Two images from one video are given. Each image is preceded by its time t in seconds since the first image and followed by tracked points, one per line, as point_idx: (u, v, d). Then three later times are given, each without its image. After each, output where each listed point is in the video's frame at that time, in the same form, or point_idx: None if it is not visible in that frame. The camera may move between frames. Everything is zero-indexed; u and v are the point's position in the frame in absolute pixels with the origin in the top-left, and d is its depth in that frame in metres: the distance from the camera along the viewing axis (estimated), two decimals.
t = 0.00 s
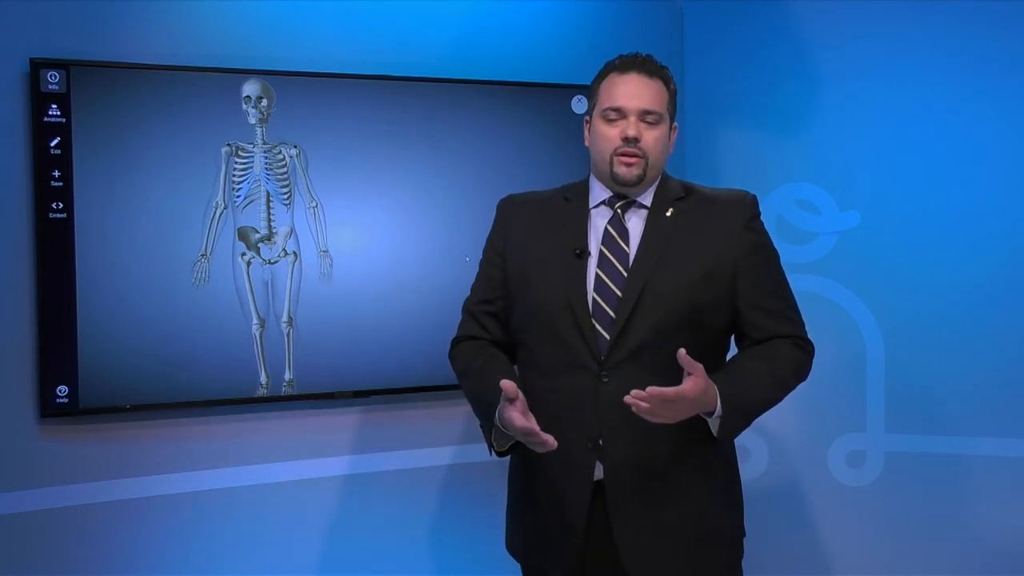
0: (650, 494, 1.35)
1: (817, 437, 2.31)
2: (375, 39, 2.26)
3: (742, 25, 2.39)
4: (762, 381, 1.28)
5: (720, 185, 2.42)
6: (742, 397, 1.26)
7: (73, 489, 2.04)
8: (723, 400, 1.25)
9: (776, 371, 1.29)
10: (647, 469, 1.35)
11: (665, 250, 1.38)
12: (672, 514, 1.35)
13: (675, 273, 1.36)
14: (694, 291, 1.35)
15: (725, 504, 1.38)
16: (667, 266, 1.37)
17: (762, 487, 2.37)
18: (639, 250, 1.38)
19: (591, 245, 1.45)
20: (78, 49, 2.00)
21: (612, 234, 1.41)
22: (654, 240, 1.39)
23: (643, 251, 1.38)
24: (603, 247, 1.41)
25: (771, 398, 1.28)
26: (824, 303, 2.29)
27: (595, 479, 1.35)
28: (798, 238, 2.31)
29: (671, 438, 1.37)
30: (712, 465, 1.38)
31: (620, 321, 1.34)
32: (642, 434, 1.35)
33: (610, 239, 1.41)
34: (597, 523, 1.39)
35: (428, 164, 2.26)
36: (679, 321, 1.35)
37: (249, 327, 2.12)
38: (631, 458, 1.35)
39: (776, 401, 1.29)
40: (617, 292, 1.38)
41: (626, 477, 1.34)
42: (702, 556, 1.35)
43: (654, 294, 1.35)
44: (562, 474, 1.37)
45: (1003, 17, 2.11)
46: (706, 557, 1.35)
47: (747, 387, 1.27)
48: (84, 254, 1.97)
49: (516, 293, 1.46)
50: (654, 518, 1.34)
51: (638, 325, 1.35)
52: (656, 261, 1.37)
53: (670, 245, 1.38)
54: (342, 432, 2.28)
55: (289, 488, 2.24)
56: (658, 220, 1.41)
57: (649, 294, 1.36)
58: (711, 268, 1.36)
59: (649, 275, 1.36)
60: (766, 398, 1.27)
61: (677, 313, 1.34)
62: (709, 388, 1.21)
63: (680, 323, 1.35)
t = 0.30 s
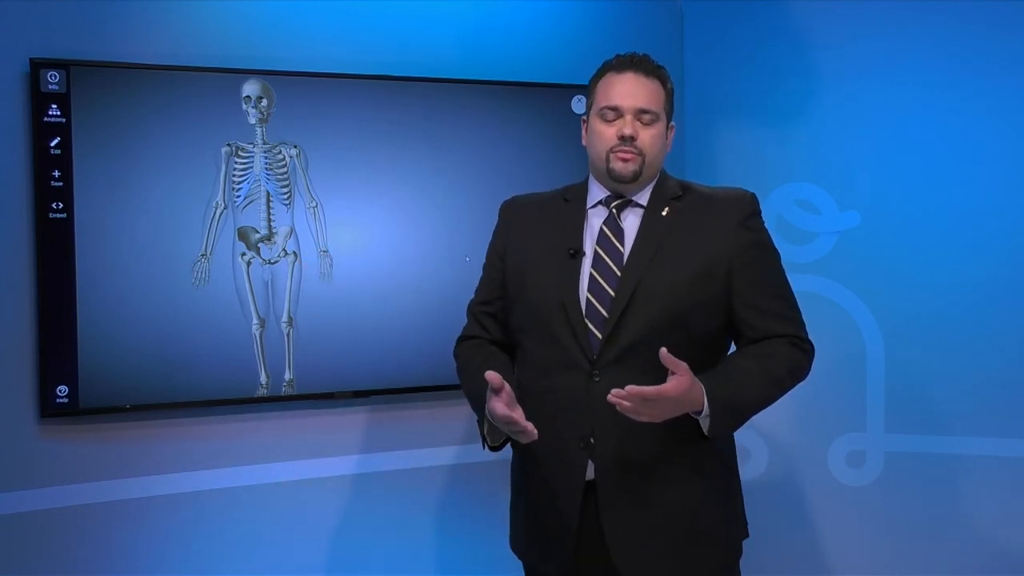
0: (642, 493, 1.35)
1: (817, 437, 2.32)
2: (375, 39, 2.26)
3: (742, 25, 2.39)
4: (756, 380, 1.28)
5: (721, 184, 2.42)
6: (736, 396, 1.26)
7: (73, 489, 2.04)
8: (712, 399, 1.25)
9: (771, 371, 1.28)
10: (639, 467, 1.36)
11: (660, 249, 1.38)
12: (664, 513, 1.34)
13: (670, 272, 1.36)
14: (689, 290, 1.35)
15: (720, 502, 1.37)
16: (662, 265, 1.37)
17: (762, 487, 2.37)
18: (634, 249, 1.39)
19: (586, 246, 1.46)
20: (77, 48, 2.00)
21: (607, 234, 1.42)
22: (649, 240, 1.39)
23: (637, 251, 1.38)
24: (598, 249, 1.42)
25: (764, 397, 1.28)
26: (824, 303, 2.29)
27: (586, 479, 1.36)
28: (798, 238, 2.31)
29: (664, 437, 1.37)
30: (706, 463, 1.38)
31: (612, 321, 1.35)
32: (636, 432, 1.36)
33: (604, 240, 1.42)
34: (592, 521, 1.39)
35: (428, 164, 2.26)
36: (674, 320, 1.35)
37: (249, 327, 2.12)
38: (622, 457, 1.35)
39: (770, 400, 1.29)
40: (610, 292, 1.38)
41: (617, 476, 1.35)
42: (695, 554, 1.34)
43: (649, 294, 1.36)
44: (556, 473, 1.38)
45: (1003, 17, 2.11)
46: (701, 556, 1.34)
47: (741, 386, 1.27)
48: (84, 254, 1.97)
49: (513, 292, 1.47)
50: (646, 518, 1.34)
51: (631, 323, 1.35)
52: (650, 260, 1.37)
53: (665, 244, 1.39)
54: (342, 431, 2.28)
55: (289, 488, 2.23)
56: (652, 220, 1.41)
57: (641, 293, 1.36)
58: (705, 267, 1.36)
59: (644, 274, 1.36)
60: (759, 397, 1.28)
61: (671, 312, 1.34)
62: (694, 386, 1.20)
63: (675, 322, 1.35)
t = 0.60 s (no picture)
0: (630, 493, 1.36)
1: (817, 437, 2.32)
2: (374, 39, 2.26)
3: (742, 25, 2.39)
4: (748, 381, 1.28)
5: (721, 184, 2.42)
6: (727, 396, 1.27)
7: (73, 489, 2.04)
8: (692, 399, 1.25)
9: (764, 372, 1.28)
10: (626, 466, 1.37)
11: (655, 248, 1.38)
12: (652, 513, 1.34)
13: (664, 271, 1.37)
14: (683, 289, 1.35)
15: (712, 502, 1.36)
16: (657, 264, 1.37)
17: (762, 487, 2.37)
18: (628, 248, 1.39)
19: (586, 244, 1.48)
20: (78, 48, 2.00)
21: (603, 234, 1.44)
22: (644, 239, 1.39)
23: (632, 250, 1.39)
24: (595, 248, 1.44)
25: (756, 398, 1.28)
26: (824, 303, 2.29)
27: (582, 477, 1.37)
28: (797, 238, 2.31)
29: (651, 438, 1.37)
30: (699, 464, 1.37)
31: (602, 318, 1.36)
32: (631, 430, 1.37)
33: (600, 239, 1.44)
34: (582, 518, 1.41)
35: (428, 164, 2.27)
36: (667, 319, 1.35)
37: (249, 327, 2.12)
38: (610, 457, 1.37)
39: (762, 400, 1.29)
40: (603, 290, 1.39)
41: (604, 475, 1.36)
42: (685, 555, 1.34)
43: (643, 293, 1.36)
44: (546, 470, 1.41)
45: (1003, 17, 2.11)
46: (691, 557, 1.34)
47: (733, 386, 1.27)
48: (84, 254, 1.97)
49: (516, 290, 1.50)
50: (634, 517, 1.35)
51: (624, 322, 1.36)
52: (645, 259, 1.38)
53: (660, 243, 1.39)
54: (342, 431, 2.28)
55: (289, 488, 2.23)
56: (650, 219, 1.41)
57: (634, 291, 1.37)
58: (700, 267, 1.35)
59: (637, 273, 1.37)
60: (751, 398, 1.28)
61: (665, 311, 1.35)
62: (674, 385, 1.21)
63: (670, 321, 1.35)
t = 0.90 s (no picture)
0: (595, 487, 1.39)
1: (817, 437, 2.32)
2: (375, 38, 2.26)
3: (743, 25, 2.39)
4: (707, 384, 1.25)
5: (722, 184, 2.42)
6: (682, 397, 1.25)
7: (73, 489, 2.04)
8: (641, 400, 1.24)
9: (725, 373, 1.25)
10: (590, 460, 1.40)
11: (632, 248, 1.40)
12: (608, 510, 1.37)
13: (640, 271, 1.38)
14: (655, 289, 1.36)
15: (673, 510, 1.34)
16: (633, 264, 1.39)
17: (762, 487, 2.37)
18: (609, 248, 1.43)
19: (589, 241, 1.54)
20: (78, 48, 2.00)
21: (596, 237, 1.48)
22: (623, 239, 1.42)
23: (613, 249, 1.42)
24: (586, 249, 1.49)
25: (713, 401, 1.25)
26: (824, 303, 2.29)
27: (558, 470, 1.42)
28: (798, 238, 2.31)
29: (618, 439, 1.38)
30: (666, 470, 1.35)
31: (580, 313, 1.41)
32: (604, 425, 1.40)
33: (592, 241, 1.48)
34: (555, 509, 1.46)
35: (428, 163, 2.27)
36: (643, 317, 1.36)
37: (249, 327, 2.12)
38: (578, 452, 1.42)
39: (725, 404, 1.26)
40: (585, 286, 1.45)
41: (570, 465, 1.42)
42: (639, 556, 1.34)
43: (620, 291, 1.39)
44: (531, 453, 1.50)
45: (1003, 17, 2.11)
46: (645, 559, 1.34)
47: (691, 387, 1.26)
48: (84, 254, 1.97)
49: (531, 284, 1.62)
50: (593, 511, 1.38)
51: (600, 320, 1.39)
52: (622, 259, 1.40)
53: (639, 243, 1.40)
54: (342, 431, 2.28)
55: (289, 488, 2.23)
56: (636, 218, 1.43)
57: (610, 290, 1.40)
58: (674, 266, 1.36)
59: (613, 272, 1.40)
60: (710, 400, 1.25)
61: (639, 310, 1.37)
62: (619, 385, 1.22)
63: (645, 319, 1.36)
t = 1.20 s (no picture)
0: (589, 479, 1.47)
1: (817, 437, 2.31)
2: (375, 39, 2.26)
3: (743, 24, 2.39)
4: (646, 385, 1.27)
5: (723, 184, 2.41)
6: (618, 395, 1.27)
7: (73, 489, 2.04)
8: (583, 393, 1.28)
9: (662, 376, 1.26)
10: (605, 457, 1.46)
11: (614, 246, 1.45)
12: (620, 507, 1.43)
13: (618, 269, 1.42)
14: (630, 288, 1.40)
15: (681, 512, 1.41)
16: (614, 263, 1.44)
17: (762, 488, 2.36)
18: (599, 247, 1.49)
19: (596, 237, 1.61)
20: (78, 48, 2.00)
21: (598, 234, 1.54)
22: (610, 238, 1.47)
23: (602, 245, 1.48)
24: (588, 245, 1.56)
25: (650, 403, 1.26)
26: (824, 303, 2.29)
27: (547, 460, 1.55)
28: (798, 238, 2.31)
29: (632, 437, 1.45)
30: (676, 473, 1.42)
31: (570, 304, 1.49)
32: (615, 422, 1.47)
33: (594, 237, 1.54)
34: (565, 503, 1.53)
35: (428, 163, 2.27)
36: (620, 312, 1.41)
37: (249, 327, 2.12)
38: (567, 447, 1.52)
39: (664, 407, 1.26)
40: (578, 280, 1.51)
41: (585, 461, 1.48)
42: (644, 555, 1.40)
43: (602, 287, 1.44)
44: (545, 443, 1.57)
45: (1003, 18, 2.12)
46: (648, 558, 1.40)
47: (630, 385, 1.27)
48: (84, 254, 1.97)
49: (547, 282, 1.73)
50: (606, 506, 1.44)
51: (584, 315, 1.46)
52: (605, 258, 1.45)
53: (621, 243, 1.45)
54: (342, 431, 2.28)
55: (289, 488, 2.23)
56: (627, 216, 1.47)
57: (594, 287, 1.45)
58: (646, 266, 1.39)
59: (597, 271, 1.46)
60: (648, 401, 1.26)
61: (617, 307, 1.41)
62: (563, 371, 1.28)
63: (622, 317, 1.41)
